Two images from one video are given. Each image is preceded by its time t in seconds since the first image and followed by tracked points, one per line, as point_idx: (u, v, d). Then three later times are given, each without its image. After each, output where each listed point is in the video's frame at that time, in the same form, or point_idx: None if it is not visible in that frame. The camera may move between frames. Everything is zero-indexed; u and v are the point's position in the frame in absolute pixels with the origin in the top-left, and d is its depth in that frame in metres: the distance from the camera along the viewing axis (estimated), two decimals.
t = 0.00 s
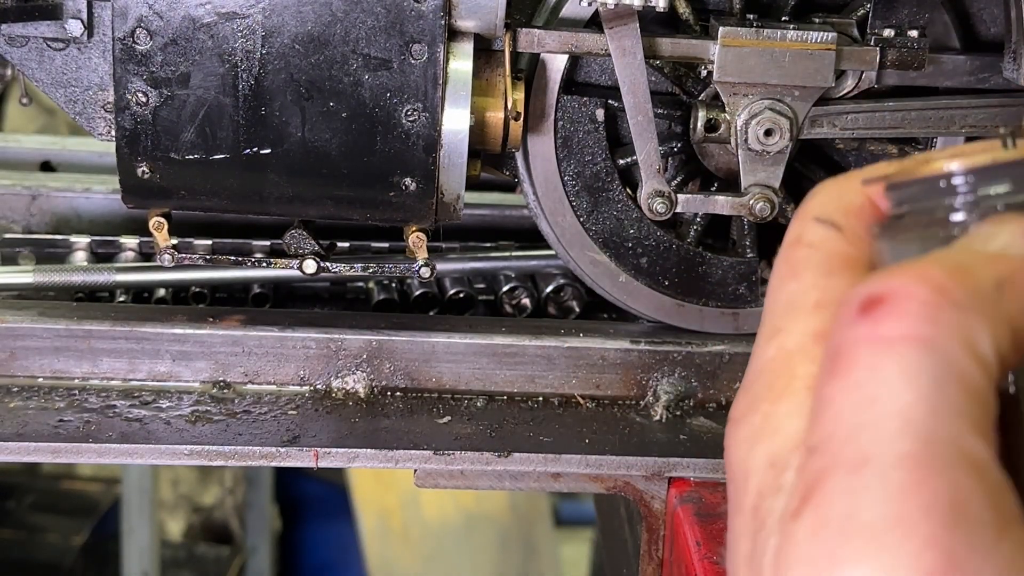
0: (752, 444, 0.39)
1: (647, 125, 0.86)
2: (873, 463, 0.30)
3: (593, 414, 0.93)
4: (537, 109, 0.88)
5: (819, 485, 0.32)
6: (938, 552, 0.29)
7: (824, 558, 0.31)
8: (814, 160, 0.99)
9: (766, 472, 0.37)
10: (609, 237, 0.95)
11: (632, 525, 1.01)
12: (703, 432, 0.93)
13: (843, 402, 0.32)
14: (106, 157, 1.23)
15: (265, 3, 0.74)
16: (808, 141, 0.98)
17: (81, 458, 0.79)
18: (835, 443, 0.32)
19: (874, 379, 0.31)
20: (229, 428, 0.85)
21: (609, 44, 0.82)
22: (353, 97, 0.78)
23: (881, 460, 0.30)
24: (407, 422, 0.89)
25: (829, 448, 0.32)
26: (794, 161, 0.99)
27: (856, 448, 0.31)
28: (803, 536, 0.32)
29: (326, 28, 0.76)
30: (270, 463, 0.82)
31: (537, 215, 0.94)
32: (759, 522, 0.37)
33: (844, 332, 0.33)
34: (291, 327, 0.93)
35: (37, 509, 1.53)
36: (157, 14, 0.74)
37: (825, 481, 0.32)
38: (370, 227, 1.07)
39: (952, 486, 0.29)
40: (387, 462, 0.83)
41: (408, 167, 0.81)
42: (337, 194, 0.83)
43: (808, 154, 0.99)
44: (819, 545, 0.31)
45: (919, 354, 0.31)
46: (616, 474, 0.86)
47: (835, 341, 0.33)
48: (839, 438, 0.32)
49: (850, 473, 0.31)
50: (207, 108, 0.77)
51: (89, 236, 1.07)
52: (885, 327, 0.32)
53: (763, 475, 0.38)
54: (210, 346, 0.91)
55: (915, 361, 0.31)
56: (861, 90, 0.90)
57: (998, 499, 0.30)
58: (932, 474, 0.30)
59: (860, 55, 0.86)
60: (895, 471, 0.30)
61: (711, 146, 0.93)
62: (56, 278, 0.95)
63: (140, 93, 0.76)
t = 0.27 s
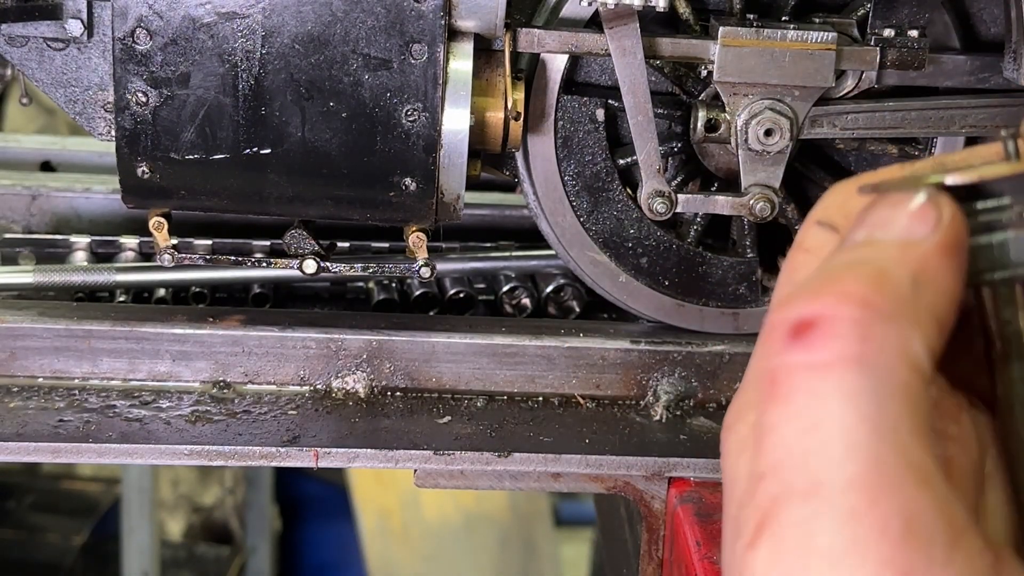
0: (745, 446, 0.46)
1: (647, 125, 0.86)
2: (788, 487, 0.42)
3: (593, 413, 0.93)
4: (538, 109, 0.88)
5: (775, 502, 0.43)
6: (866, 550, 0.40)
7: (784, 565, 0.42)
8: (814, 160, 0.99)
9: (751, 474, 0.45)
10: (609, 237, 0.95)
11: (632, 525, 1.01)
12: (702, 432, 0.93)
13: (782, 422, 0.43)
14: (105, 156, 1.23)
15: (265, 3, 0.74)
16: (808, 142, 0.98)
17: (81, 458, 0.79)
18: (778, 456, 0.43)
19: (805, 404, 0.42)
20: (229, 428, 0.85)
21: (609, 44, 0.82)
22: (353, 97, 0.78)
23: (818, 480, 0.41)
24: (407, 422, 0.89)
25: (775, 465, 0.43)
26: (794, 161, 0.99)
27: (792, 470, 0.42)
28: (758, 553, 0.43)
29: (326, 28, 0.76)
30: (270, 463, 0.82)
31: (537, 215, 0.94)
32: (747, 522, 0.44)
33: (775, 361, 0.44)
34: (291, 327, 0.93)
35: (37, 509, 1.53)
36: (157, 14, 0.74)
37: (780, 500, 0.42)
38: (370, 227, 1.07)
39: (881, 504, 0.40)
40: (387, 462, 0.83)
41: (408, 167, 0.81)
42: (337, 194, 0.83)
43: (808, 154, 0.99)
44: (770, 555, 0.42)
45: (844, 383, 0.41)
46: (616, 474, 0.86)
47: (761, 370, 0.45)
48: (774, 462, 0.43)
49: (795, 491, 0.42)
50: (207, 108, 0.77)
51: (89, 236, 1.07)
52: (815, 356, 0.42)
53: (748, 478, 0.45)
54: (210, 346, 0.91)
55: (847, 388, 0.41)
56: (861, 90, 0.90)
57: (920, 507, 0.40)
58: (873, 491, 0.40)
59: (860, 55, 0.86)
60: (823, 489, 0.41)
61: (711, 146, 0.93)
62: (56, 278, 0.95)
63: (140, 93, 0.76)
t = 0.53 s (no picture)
0: (706, 463, 0.45)
1: (647, 125, 0.86)
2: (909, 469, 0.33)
3: (593, 413, 0.93)
4: (538, 109, 0.88)
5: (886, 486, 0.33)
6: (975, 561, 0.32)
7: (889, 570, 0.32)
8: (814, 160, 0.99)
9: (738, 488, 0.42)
10: (609, 237, 0.95)
11: (632, 525, 1.01)
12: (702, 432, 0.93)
13: (900, 400, 0.33)
14: (105, 157, 1.23)
15: (265, 3, 0.74)
16: (808, 142, 0.98)
17: (81, 458, 0.80)
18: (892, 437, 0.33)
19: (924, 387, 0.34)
20: (229, 428, 0.85)
21: (609, 44, 0.82)
22: (353, 97, 0.78)
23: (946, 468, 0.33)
24: (407, 422, 0.89)
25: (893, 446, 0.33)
26: (794, 161, 0.99)
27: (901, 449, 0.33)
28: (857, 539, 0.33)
29: (326, 28, 0.76)
30: (270, 463, 0.82)
31: (537, 215, 0.94)
32: (731, 540, 0.42)
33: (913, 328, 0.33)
34: (290, 327, 0.93)
35: (37, 509, 1.53)
36: (157, 14, 0.74)
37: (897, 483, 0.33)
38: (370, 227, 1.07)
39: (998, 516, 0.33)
40: (387, 462, 0.83)
41: (408, 167, 0.81)
42: (337, 194, 0.83)
43: (808, 154, 1.00)
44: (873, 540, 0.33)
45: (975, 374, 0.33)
46: (617, 474, 0.86)
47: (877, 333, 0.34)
48: (893, 440, 0.33)
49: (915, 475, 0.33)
50: (207, 108, 0.77)
51: (89, 236, 1.07)
52: (955, 334, 0.33)
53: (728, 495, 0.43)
54: (210, 346, 0.91)
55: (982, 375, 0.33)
56: (861, 90, 0.90)
57: None
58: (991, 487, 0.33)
59: (860, 55, 0.86)
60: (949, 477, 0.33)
61: (711, 146, 0.92)
62: (56, 278, 0.95)
63: (140, 93, 0.76)
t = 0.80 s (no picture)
0: (748, 475, 0.53)
1: (647, 125, 0.86)
2: None
3: (593, 413, 0.93)
4: (538, 109, 0.88)
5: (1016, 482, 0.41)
6: None
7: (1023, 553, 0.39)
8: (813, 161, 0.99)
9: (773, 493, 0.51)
10: (609, 237, 0.95)
11: (632, 525, 1.01)
12: (702, 432, 0.93)
13: None
14: (105, 157, 1.23)
15: (265, 3, 0.74)
16: (810, 141, 0.98)
17: (81, 458, 0.80)
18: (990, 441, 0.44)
19: None
20: (229, 428, 0.85)
21: (609, 44, 0.82)
22: (353, 97, 0.78)
23: None
24: (407, 422, 0.89)
25: None
26: (794, 162, 0.98)
27: None
28: (992, 523, 0.40)
29: (326, 28, 0.75)
30: (270, 463, 0.82)
31: (537, 215, 0.94)
32: (791, 541, 0.49)
33: None
34: (290, 327, 0.93)
35: (37, 509, 1.53)
36: (156, 14, 0.74)
37: None
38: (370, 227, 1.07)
39: None
40: (387, 462, 0.83)
41: (408, 167, 0.81)
42: (337, 194, 0.83)
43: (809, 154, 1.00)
44: (1003, 527, 0.40)
45: None
46: (616, 474, 0.86)
47: None
48: None
49: None
50: (207, 108, 0.77)
51: (89, 236, 1.07)
52: None
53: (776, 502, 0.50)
54: (210, 346, 0.91)
55: None
56: (861, 90, 0.90)
57: None
58: None
59: (860, 55, 0.86)
60: None
61: (711, 146, 0.92)
62: (55, 278, 0.95)
63: (140, 93, 0.76)
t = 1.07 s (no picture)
0: (743, 469, 0.49)
1: (647, 125, 0.86)
2: (953, 457, 0.35)
3: (593, 413, 0.93)
4: (538, 109, 0.88)
5: (937, 478, 0.35)
6: None
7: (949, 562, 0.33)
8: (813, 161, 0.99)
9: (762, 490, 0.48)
10: (609, 237, 0.95)
11: (631, 525, 1.01)
12: (702, 432, 0.93)
13: (951, 401, 0.36)
14: (105, 157, 1.23)
15: (265, 3, 0.74)
16: (810, 141, 0.98)
17: (81, 458, 0.80)
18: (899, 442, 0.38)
19: (985, 382, 0.36)
20: (229, 428, 0.85)
21: (609, 44, 0.82)
22: (353, 97, 0.78)
23: (999, 459, 0.34)
24: (407, 422, 0.89)
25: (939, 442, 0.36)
26: (794, 162, 0.98)
27: (965, 444, 0.35)
28: (913, 523, 0.34)
29: (326, 28, 0.76)
30: (270, 463, 0.82)
31: (537, 215, 0.94)
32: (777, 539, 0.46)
33: (958, 334, 0.37)
34: (290, 327, 0.93)
35: (37, 509, 1.53)
36: (157, 14, 0.74)
37: (951, 469, 0.35)
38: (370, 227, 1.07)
39: None
40: (387, 462, 0.83)
41: (408, 167, 0.81)
42: (337, 194, 0.83)
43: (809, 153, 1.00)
44: (927, 532, 0.34)
45: None
46: (616, 474, 0.86)
47: (926, 348, 0.38)
48: (942, 431, 0.36)
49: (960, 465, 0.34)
50: (207, 108, 0.77)
51: (89, 236, 1.07)
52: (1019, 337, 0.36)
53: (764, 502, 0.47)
54: (211, 346, 0.91)
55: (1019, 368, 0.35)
56: (861, 90, 0.90)
57: None
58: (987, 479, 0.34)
59: (860, 55, 0.86)
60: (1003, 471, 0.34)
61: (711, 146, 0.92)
62: (56, 278, 0.95)
63: (140, 93, 0.76)
